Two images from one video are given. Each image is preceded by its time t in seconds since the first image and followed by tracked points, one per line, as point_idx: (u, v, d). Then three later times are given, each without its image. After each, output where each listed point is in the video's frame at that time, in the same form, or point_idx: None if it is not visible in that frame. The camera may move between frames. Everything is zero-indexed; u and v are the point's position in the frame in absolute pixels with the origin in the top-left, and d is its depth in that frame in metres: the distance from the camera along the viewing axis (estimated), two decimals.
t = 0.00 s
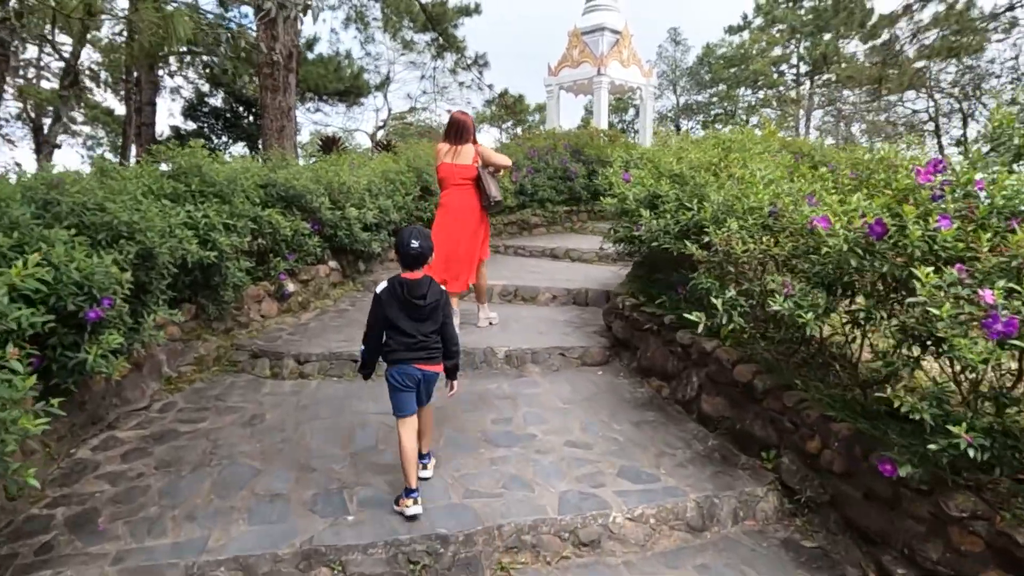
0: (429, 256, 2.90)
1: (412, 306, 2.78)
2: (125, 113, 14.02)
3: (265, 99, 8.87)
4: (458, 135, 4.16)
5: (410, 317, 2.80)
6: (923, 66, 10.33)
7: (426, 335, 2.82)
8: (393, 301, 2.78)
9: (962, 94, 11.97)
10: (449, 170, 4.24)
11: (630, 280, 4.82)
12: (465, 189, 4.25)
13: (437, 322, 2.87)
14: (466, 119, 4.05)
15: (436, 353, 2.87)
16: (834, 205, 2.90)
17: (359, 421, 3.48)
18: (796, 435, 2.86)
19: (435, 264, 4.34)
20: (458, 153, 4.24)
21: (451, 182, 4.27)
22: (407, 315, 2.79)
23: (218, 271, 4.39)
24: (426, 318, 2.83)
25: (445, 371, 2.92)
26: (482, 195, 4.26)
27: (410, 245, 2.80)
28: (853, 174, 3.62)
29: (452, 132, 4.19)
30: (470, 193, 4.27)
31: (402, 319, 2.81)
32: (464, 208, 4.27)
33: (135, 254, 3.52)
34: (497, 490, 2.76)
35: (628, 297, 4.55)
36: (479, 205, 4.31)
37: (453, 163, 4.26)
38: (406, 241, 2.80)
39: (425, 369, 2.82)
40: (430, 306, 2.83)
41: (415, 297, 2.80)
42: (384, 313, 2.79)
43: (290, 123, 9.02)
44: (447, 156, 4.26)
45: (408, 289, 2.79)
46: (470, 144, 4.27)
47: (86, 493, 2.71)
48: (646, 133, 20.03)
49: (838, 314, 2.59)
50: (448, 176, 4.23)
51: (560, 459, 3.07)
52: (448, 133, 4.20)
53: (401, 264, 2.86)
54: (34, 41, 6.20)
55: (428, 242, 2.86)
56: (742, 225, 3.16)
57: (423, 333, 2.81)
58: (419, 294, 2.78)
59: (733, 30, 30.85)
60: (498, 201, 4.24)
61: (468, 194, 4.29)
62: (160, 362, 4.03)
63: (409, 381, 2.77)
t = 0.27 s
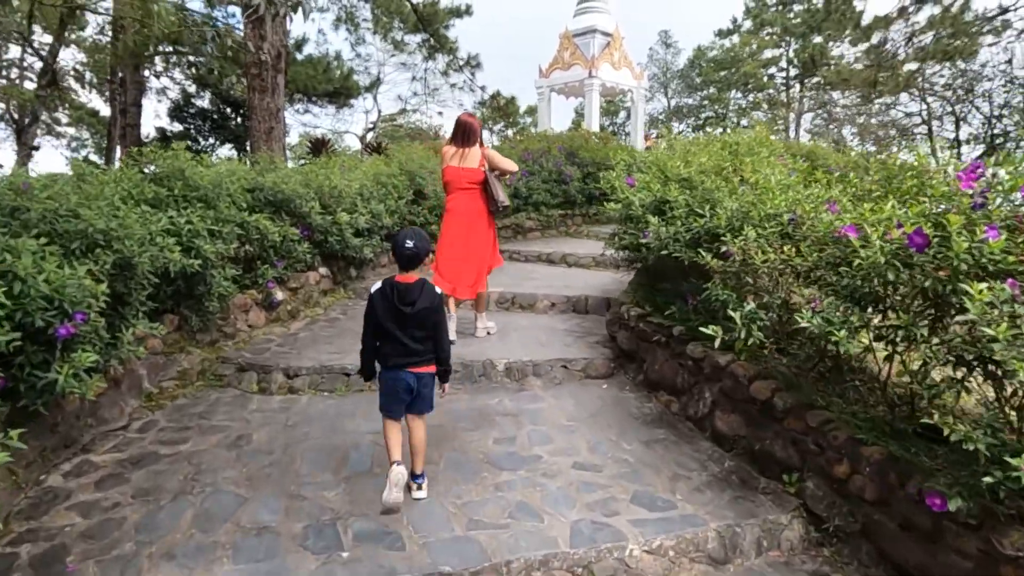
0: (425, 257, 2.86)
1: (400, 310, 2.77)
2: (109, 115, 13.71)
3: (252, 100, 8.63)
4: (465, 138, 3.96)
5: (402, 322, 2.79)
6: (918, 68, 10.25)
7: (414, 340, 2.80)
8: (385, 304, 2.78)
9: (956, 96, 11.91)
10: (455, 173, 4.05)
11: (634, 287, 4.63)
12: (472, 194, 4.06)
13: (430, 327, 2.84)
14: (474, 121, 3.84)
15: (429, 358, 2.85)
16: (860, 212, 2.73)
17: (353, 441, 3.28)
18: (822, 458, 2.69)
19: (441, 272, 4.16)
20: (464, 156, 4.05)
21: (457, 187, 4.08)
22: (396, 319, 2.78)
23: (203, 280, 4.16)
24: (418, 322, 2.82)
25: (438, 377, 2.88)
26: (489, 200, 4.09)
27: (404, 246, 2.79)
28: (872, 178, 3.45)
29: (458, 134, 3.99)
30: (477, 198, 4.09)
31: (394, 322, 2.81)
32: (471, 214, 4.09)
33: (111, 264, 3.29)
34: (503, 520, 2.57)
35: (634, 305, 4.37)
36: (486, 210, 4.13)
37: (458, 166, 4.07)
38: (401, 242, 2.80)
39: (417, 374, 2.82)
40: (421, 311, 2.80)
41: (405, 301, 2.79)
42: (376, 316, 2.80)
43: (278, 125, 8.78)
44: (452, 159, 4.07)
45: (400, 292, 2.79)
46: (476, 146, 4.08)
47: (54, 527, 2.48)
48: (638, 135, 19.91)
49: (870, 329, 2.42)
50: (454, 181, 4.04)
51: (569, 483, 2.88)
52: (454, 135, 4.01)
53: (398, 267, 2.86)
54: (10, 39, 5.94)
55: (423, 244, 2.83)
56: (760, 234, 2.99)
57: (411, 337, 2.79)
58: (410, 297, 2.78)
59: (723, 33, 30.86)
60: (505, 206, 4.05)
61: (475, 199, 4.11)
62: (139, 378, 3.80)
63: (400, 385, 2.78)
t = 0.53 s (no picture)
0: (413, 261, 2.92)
1: (393, 314, 2.80)
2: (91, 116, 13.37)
3: (240, 100, 8.38)
4: (472, 143, 4.20)
5: (392, 326, 2.82)
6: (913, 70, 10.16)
7: (407, 344, 2.83)
8: (376, 308, 2.80)
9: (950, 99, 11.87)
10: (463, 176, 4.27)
11: (642, 294, 4.44)
12: (480, 197, 4.28)
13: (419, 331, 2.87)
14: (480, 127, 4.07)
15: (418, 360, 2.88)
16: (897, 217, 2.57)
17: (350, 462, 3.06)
18: (857, 481, 2.50)
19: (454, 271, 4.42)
20: (472, 159, 4.26)
21: (466, 190, 4.31)
22: (389, 325, 2.81)
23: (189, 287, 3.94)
24: (408, 326, 2.84)
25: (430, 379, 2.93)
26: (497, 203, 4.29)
27: (393, 250, 2.84)
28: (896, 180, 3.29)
29: (466, 139, 4.24)
30: (485, 200, 4.31)
31: (384, 326, 2.83)
32: (480, 215, 4.33)
33: (88, 272, 3.05)
34: (516, 550, 2.36)
35: (642, 313, 4.18)
36: (494, 211, 4.34)
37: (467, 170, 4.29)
38: (389, 246, 2.84)
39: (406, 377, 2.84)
40: (412, 315, 2.83)
41: (397, 307, 2.81)
42: (367, 320, 2.82)
43: (267, 126, 8.55)
44: (461, 162, 4.29)
45: (390, 297, 2.81)
46: (484, 149, 4.29)
47: (19, 564, 2.24)
48: (630, 139, 19.78)
49: (913, 342, 2.25)
50: (462, 183, 4.24)
51: (584, 507, 2.68)
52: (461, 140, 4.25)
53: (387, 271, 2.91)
54: None
55: (411, 248, 2.88)
56: (786, 240, 2.81)
57: (404, 342, 2.81)
58: (400, 302, 2.80)
59: (712, 37, 30.89)
60: (513, 209, 4.25)
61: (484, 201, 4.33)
62: (119, 392, 3.55)
63: (389, 389, 2.80)
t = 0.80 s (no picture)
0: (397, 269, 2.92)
1: (377, 327, 2.85)
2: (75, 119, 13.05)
3: (229, 105, 8.14)
4: (478, 152, 4.03)
5: (376, 338, 2.86)
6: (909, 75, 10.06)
7: (390, 356, 2.89)
8: (360, 321, 2.83)
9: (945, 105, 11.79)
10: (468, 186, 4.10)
11: (650, 310, 4.26)
12: (485, 208, 4.11)
13: (403, 342, 2.92)
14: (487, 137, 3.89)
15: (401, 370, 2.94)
16: (937, 238, 2.41)
17: (349, 499, 2.85)
18: (899, 523, 2.33)
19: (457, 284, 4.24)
20: (478, 169, 4.08)
21: (470, 200, 4.13)
22: (372, 337, 2.85)
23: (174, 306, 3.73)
24: (391, 338, 2.89)
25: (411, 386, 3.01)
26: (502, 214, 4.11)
27: (377, 258, 2.83)
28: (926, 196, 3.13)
29: (471, 148, 4.07)
30: (490, 212, 4.13)
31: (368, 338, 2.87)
32: (485, 227, 4.16)
33: (64, 295, 2.85)
34: None
35: (653, 332, 3.99)
36: (500, 223, 4.16)
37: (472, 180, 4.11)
38: (373, 254, 2.84)
39: (389, 386, 2.90)
40: (395, 328, 2.88)
41: (380, 319, 2.85)
42: (351, 332, 2.86)
43: (257, 131, 8.31)
44: (466, 171, 4.11)
45: (373, 310, 2.84)
46: (490, 158, 4.12)
47: None
48: (623, 143, 19.64)
49: (964, 376, 2.08)
50: (467, 194, 4.06)
51: (602, 551, 2.48)
52: (467, 149, 4.07)
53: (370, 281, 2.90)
54: None
55: (395, 257, 2.88)
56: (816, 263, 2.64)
57: (387, 354, 2.88)
58: (384, 315, 2.84)
59: (703, 41, 30.85)
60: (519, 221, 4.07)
61: (489, 212, 4.16)
62: (99, 421, 3.32)
63: (373, 400, 2.86)
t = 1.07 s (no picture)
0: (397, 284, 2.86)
1: (373, 343, 2.79)
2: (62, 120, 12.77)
3: (218, 107, 7.93)
4: (475, 162, 3.93)
5: (372, 351, 2.81)
6: (909, 78, 9.93)
7: (388, 369, 2.85)
8: (356, 334, 2.79)
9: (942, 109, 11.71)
10: (468, 197, 4.01)
11: (657, 323, 4.09)
12: (482, 218, 3.98)
13: (400, 356, 2.86)
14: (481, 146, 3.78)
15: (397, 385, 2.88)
16: (977, 258, 2.28)
17: (345, 531, 2.67)
18: (936, 560, 2.18)
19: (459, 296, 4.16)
20: (478, 180, 3.98)
21: (471, 211, 4.04)
22: (369, 351, 2.81)
23: (160, 321, 3.55)
24: (388, 352, 2.84)
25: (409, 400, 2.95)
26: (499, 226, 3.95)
27: (377, 274, 2.77)
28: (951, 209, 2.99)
29: (472, 158, 3.98)
30: (488, 223, 4.00)
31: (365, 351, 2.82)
32: (484, 239, 4.03)
33: (40, 315, 2.68)
34: None
35: (661, 347, 3.83)
36: (499, 234, 4.00)
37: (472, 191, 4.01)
38: (374, 270, 2.77)
39: (384, 400, 2.84)
40: (393, 342, 2.82)
41: (377, 334, 2.80)
42: (348, 345, 2.82)
43: (248, 134, 8.10)
44: (467, 182, 4.03)
45: (371, 324, 2.80)
46: (491, 168, 3.99)
47: None
48: (617, 146, 19.51)
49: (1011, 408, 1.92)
50: (465, 206, 3.99)
51: None
52: (468, 159, 3.99)
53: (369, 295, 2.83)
54: None
55: (395, 273, 2.81)
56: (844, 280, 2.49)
57: (385, 368, 2.83)
58: (381, 329, 2.79)
59: (697, 43, 30.78)
60: (513, 233, 3.88)
61: (490, 223, 4.03)
62: (78, 446, 3.13)
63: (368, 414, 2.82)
